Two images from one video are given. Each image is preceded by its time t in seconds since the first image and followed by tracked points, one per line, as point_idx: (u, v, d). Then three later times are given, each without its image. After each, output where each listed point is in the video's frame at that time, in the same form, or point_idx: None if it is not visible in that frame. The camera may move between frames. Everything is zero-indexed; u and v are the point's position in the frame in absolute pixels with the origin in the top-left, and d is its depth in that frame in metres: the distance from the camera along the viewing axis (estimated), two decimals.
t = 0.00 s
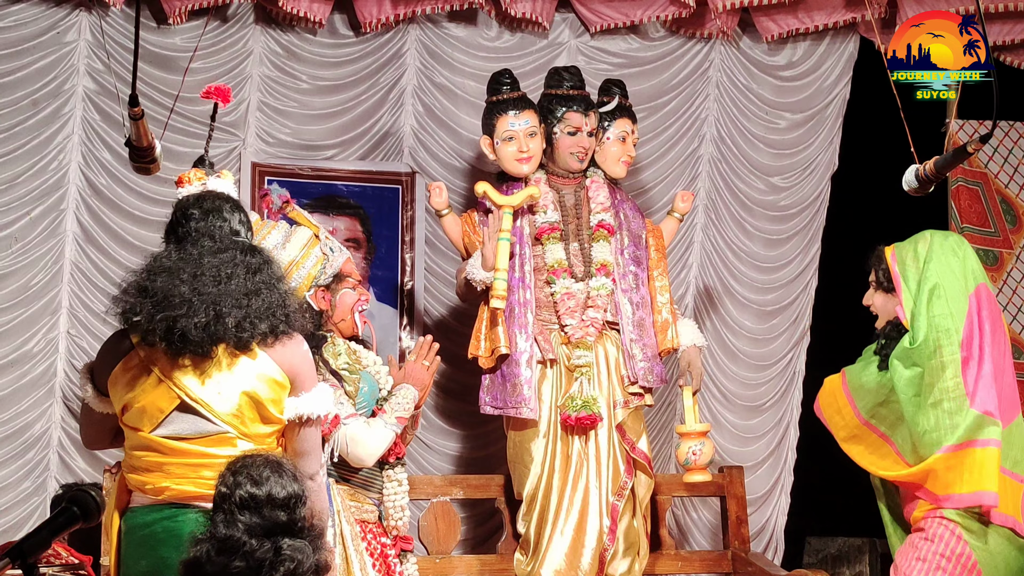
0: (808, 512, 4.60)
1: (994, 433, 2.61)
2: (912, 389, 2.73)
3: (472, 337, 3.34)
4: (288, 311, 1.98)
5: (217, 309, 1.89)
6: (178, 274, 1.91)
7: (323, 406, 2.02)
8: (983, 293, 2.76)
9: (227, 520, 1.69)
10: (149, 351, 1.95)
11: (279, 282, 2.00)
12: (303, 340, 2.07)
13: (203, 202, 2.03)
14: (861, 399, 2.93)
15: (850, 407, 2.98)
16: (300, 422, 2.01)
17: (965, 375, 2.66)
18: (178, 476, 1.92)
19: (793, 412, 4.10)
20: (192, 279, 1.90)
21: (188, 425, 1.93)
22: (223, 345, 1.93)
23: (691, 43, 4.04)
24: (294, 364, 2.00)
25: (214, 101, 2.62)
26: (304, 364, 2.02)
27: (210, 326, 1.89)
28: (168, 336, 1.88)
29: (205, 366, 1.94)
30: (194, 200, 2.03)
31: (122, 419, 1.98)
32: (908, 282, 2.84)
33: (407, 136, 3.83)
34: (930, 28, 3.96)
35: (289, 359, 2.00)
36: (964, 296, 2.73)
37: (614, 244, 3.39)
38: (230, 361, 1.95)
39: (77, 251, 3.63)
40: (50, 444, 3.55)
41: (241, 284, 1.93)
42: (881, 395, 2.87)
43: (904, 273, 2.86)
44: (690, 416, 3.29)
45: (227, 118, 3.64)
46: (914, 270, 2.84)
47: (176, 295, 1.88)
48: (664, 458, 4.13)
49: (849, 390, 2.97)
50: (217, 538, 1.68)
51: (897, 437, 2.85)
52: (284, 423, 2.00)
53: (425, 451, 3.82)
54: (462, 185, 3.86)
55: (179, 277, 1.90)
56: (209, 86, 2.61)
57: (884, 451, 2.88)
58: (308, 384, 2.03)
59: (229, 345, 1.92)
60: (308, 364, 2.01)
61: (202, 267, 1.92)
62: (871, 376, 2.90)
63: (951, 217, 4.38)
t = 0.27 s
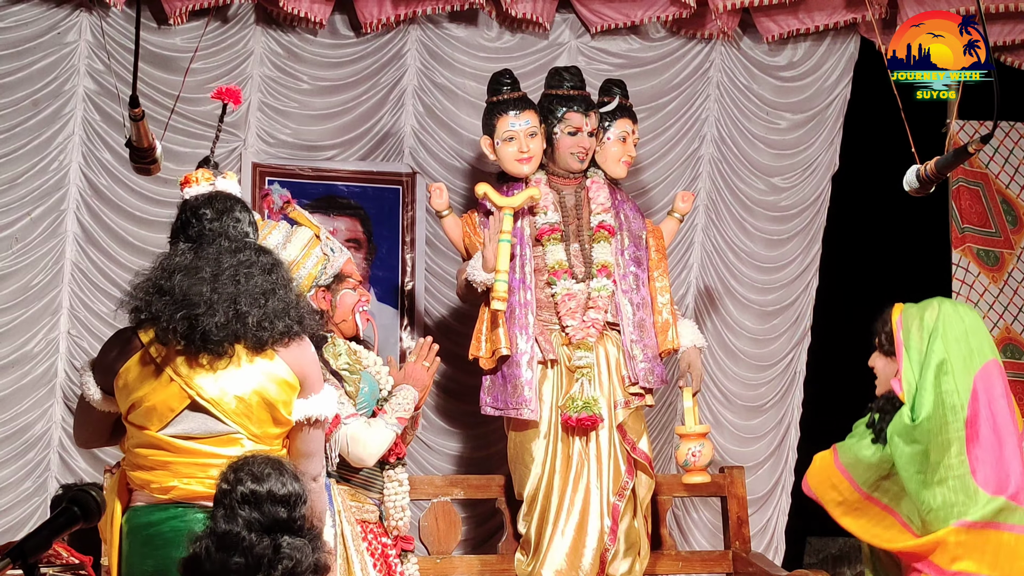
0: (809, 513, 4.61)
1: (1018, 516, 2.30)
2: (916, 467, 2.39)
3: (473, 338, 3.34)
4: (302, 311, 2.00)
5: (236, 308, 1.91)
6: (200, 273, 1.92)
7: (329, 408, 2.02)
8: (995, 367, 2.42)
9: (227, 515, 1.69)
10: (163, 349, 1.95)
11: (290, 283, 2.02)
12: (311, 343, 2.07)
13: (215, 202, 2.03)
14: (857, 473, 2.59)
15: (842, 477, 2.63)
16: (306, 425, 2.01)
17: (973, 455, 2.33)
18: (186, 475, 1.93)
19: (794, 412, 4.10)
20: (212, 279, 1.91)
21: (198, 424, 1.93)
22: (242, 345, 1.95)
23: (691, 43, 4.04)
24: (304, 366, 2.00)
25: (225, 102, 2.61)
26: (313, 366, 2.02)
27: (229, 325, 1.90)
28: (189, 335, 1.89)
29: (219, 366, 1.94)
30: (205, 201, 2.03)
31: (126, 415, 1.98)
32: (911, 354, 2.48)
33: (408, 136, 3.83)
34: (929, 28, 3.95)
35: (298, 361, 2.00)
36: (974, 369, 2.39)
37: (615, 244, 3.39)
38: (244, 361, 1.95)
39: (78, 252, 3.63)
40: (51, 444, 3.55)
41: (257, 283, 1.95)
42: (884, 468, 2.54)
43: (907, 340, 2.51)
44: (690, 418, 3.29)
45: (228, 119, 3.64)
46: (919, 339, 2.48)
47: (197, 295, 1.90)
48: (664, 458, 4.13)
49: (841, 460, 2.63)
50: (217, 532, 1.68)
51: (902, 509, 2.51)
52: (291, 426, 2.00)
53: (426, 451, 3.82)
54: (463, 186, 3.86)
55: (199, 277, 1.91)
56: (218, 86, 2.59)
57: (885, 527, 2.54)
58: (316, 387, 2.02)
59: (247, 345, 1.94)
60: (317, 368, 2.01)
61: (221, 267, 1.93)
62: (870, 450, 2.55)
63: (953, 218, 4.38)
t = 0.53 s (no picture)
0: (809, 513, 4.61)
1: None
2: None
3: (473, 339, 3.34)
4: (305, 311, 2.01)
5: (242, 306, 1.90)
6: (205, 272, 1.91)
7: (331, 408, 2.03)
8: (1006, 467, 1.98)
9: (227, 515, 1.69)
10: (166, 348, 1.95)
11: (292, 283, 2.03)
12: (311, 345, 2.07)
13: (218, 203, 2.03)
14: None
15: None
16: (307, 425, 2.02)
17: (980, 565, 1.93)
18: (187, 475, 1.93)
19: (796, 414, 4.10)
20: (217, 278, 1.91)
21: (201, 424, 1.92)
22: (246, 344, 1.94)
23: (692, 44, 4.04)
24: (306, 366, 2.00)
25: (230, 104, 2.56)
26: (314, 367, 2.02)
27: (235, 324, 1.90)
28: (194, 334, 1.89)
29: (221, 365, 1.94)
30: (208, 202, 2.03)
31: (127, 415, 1.98)
32: (917, 449, 2.02)
33: (409, 137, 3.83)
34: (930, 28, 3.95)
35: (299, 361, 2.00)
36: (980, 466, 1.96)
37: (615, 245, 3.39)
38: (247, 360, 1.95)
39: (79, 253, 3.62)
40: (51, 445, 3.55)
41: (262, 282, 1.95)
42: None
43: (914, 431, 2.03)
44: (691, 419, 3.29)
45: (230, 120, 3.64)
46: (928, 432, 2.01)
47: (202, 295, 1.89)
48: (665, 459, 4.13)
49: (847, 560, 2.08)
50: (217, 533, 1.68)
51: None
52: (292, 426, 2.00)
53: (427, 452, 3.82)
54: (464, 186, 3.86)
55: (204, 277, 1.90)
56: (224, 89, 2.53)
57: None
58: (316, 388, 2.03)
59: (252, 344, 1.93)
60: (318, 369, 2.02)
61: (224, 266, 1.93)
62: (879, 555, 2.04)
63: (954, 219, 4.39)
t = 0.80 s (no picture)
0: (809, 515, 4.63)
1: None
2: None
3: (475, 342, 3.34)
4: (302, 312, 2.01)
5: (240, 306, 1.92)
6: (203, 274, 1.92)
7: (330, 408, 2.04)
8: (983, 508, 2.09)
9: (220, 527, 1.69)
10: (165, 349, 1.95)
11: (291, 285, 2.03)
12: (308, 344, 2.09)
13: (217, 206, 2.04)
14: None
15: None
16: (306, 424, 2.02)
17: None
18: (185, 475, 1.93)
19: (797, 416, 4.10)
20: (216, 280, 1.92)
21: (200, 423, 1.93)
22: (245, 344, 1.95)
23: (694, 47, 4.05)
24: (304, 366, 2.02)
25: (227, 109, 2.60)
26: (312, 366, 2.03)
27: (234, 324, 1.91)
28: (193, 334, 1.90)
29: (220, 364, 1.94)
30: (207, 205, 2.03)
31: (126, 416, 1.98)
32: (896, 498, 2.12)
33: (411, 140, 3.83)
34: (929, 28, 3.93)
35: (297, 361, 2.01)
36: (957, 509, 2.07)
37: (616, 248, 3.40)
38: (246, 360, 1.96)
39: (80, 256, 3.63)
40: (52, 448, 3.55)
41: (259, 283, 1.96)
42: None
43: (891, 482, 2.14)
44: (692, 422, 3.30)
45: (230, 123, 3.64)
46: (905, 482, 2.12)
47: (201, 296, 1.90)
48: (666, 462, 4.13)
49: None
50: (210, 545, 1.68)
51: None
52: (291, 425, 2.01)
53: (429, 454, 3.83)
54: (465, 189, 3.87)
55: (203, 279, 1.91)
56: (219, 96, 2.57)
57: None
58: (315, 388, 2.04)
59: (250, 344, 1.95)
60: (316, 368, 2.03)
61: (223, 268, 1.94)
62: None
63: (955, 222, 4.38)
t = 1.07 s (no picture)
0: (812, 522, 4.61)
1: None
2: None
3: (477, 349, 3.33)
4: (302, 320, 2.01)
5: (244, 313, 1.92)
6: (206, 281, 1.93)
7: (330, 417, 2.02)
8: (917, 500, 1.74)
9: (228, 527, 1.70)
10: (167, 356, 1.95)
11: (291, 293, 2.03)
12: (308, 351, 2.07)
13: (217, 213, 2.03)
14: None
15: None
16: (305, 432, 2.00)
17: None
18: (186, 483, 1.93)
19: (800, 424, 4.10)
20: (217, 287, 1.92)
21: (200, 430, 1.93)
22: (249, 351, 1.95)
23: (696, 55, 4.06)
24: (304, 374, 2.01)
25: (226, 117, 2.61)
26: (312, 373, 2.02)
27: (239, 330, 1.91)
28: (199, 340, 1.90)
29: (222, 371, 1.94)
30: (208, 212, 2.03)
31: (126, 424, 1.98)
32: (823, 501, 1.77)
33: (413, 148, 3.84)
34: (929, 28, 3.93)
35: (298, 368, 2.00)
36: (887, 510, 1.73)
37: (618, 255, 3.40)
38: (249, 368, 1.96)
39: (83, 264, 3.63)
40: (55, 455, 3.55)
41: (261, 289, 1.96)
42: None
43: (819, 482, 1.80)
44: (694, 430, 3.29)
45: (233, 130, 3.65)
46: (835, 482, 1.77)
47: (206, 302, 1.91)
48: (668, 470, 4.13)
49: None
50: (217, 544, 1.69)
51: None
52: (290, 433, 1.99)
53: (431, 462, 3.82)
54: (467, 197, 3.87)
55: (205, 286, 1.92)
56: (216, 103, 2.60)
57: None
58: (315, 395, 2.02)
59: (253, 350, 1.95)
60: (316, 375, 2.01)
61: (224, 275, 1.94)
62: None
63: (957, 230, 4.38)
